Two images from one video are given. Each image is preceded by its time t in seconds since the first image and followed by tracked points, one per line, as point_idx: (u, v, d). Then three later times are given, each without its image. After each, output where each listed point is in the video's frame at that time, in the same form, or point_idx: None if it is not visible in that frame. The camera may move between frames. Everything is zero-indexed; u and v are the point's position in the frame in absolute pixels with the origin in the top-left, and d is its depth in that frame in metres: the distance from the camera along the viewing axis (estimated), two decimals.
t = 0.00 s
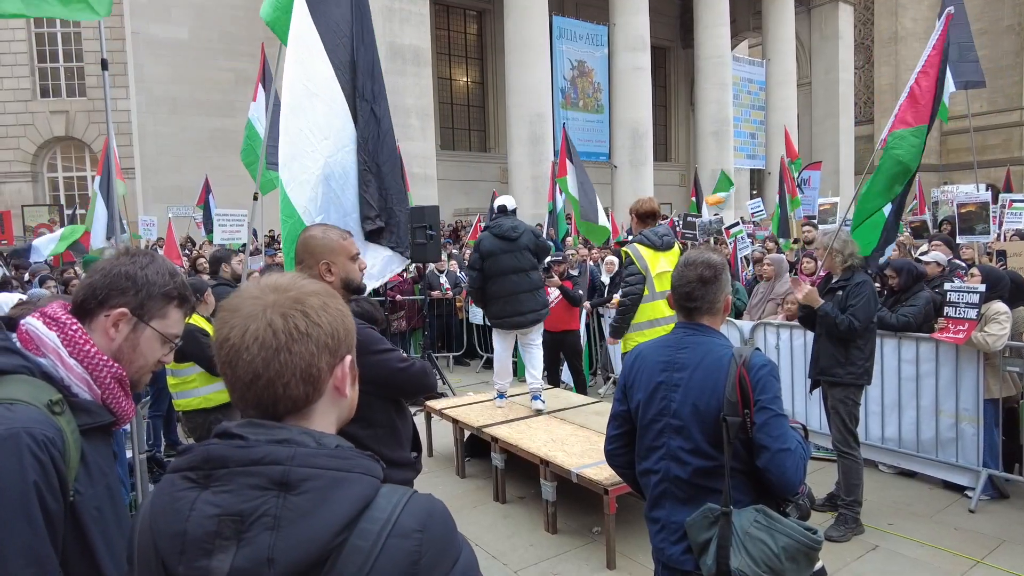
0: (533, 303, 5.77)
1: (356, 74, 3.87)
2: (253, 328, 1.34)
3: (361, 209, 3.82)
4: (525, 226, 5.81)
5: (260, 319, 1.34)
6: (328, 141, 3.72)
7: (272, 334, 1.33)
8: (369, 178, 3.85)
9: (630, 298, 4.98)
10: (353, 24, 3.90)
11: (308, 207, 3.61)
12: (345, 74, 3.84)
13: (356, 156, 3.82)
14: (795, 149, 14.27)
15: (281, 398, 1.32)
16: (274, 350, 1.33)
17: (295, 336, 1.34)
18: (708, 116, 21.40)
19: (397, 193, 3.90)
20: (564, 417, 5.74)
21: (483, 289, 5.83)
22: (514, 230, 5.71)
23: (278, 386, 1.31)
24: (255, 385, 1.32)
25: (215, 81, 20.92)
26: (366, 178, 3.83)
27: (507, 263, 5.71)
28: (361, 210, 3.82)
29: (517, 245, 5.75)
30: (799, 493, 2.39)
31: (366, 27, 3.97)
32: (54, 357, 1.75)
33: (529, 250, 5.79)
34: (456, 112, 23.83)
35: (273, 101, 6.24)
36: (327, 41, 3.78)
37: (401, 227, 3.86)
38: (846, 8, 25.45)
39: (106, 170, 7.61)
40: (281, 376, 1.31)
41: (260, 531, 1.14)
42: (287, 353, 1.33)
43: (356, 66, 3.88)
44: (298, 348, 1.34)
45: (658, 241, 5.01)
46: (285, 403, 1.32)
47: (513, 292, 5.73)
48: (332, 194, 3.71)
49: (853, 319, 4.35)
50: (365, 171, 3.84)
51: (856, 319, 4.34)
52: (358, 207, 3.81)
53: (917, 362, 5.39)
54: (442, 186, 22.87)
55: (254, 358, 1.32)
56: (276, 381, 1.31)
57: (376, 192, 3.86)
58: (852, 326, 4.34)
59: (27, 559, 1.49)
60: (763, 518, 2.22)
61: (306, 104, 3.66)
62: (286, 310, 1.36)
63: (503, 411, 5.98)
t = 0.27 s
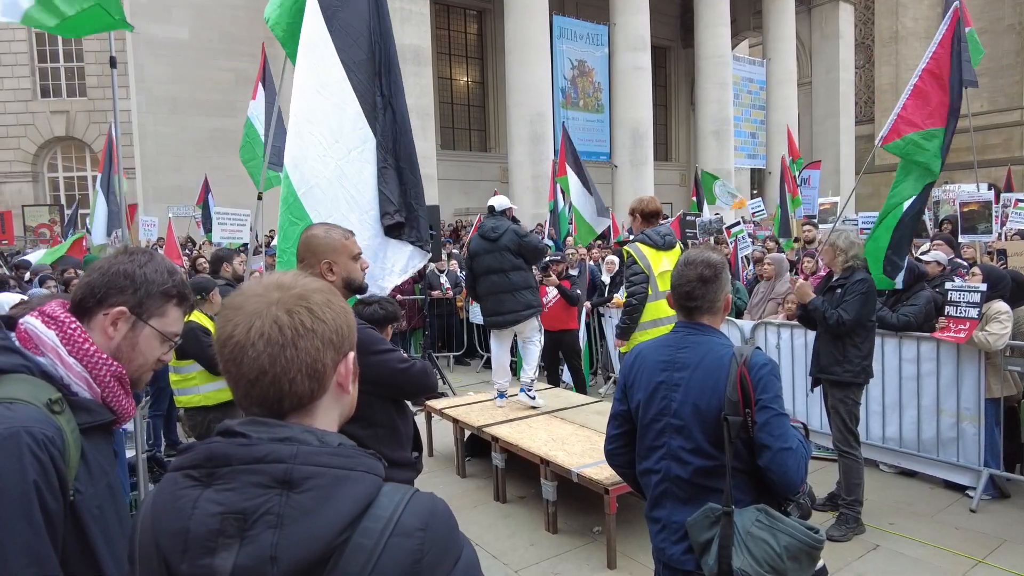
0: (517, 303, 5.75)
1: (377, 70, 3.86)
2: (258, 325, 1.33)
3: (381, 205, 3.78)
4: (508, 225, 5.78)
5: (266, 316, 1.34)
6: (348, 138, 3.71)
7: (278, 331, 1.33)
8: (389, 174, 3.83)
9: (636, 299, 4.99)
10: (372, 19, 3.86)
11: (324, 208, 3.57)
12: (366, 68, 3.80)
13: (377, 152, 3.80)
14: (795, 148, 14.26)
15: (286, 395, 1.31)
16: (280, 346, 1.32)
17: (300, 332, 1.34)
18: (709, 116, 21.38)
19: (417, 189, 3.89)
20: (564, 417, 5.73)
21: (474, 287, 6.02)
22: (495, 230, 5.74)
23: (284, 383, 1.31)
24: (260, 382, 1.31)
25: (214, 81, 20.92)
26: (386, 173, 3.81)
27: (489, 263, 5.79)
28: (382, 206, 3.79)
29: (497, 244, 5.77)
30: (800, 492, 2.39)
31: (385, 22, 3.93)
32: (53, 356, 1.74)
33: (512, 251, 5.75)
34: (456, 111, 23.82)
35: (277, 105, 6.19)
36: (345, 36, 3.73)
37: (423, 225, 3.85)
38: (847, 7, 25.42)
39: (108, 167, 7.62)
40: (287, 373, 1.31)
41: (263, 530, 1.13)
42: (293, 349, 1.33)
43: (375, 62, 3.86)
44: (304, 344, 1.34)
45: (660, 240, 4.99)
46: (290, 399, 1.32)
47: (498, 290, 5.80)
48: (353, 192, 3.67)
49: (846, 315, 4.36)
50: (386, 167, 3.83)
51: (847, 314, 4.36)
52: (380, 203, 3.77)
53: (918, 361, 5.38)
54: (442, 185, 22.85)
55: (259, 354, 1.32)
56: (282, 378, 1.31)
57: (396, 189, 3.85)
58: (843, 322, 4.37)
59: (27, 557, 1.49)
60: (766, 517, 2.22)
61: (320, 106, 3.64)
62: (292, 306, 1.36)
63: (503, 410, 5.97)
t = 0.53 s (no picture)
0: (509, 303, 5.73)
1: (381, 71, 3.86)
2: (261, 325, 1.33)
3: (384, 209, 3.76)
4: (502, 226, 5.75)
5: (268, 316, 1.34)
6: (352, 141, 3.71)
7: (281, 331, 1.33)
8: (393, 178, 3.83)
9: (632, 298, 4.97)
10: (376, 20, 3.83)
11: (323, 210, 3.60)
12: (372, 70, 3.81)
13: (382, 155, 3.80)
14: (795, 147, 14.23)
15: (289, 393, 1.31)
16: (283, 346, 1.32)
17: (304, 331, 1.34)
18: (710, 115, 21.37)
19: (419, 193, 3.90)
20: (565, 417, 5.73)
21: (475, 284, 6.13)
22: (487, 232, 5.77)
23: (287, 382, 1.31)
24: (263, 382, 1.32)
25: (215, 81, 20.93)
26: (389, 177, 3.81)
27: (484, 264, 5.83)
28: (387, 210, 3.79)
29: (489, 245, 5.81)
30: (800, 492, 2.39)
31: (390, 23, 3.91)
32: (54, 356, 1.74)
33: (501, 254, 5.74)
34: (456, 111, 23.83)
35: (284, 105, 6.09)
36: (349, 38, 3.73)
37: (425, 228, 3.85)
38: (847, 6, 25.41)
39: (111, 168, 7.55)
40: (291, 372, 1.31)
41: (265, 528, 1.13)
42: (297, 348, 1.33)
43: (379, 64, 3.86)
44: (308, 343, 1.34)
45: (659, 239, 5.01)
46: (293, 398, 1.32)
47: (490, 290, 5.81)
48: (357, 195, 3.67)
49: (839, 308, 4.36)
50: (390, 170, 3.82)
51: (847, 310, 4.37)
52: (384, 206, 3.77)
53: (919, 361, 5.38)
54: (443, 185, 22.87)
55: (262, 353, 1.32)
56: (286, 377, 1.31)
57: (400, 193, 3.85)
58: (837, 312, 4.36)
59: (28, 557, 1.49)
60: (766, 517, 2.22)
61: (328, 116, 3.70)
62: (295, 306, 1.37)
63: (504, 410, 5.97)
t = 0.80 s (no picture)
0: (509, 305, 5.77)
1: (378, 73, 3.86)
2: (262, 325, 1.33)
3: (374, 212, 3.69)
4: (502, 228, 5.71)
5: (270, 316, 1.34)
6: (347, 142, 3.67)
7: (283, 331, 1.33)
8: (384, 181, 3.77)
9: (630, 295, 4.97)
10: (375, 20, 3.86)
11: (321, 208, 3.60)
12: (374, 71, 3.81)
13: (374, 157, 3.75)
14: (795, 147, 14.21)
15: (292, 393, 1.31)
16: (285, 346, 1.32)
17: (306, 331, 1.34)
18: (710, 115, 21.37)
19: (411, 198, 3.84)
20: (565, 416, 5.73)
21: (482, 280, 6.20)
22: (488, 232, 5.76)
23: (290, 382, 1.31)
24: (265, 382, 1.31)
25: (215, 81, 20.94)
26: (381, 180, 3.75)
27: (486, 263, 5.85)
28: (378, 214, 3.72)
29: (489, 246, 5.81)
30: (802, 492, 2.39)
31: (389, 25, 3.96)
32: (54, 357, 1.74)
33: (500, 255, 5.75)
34: (457, 111, 23.83)
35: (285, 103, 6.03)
36: (352, 38, 3.77)
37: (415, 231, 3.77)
38: (848, 6, 25.40)
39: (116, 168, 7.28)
40: (293, 372, 1.31)
41: (266, 528, 1.13)
42: (298, 349, 1.33)
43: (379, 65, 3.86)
44: (309, 344, 1.34)
45: (653, 237, 5.04)
46: (296, 398, 1.32)
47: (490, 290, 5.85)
48: (346, 194, 3.62)
49: (834, 301, 4.41)
50: (382, 173, 3.77)
51: (844, 306, 4.38)
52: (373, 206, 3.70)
53: (919, 361, 5.38)
54: (443, 185, 22.88)
55: (264, 354, 1.32)
56: (288, 378, 1.31)
57: (391, 198, 3.77)
58: (832, 306, 4.41)
59: (28, 559, 1.49)
60: (767, 516, 2.21)
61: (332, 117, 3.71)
62: (296, 306, 1.37)
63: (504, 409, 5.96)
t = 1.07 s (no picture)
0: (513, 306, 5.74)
1: (368, 71, 3.88)
2: (264, 328, 1.34)
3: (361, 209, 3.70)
4: (503, 228, 5.70)
5: (272, 318, 1.34)
6: (336, 138, 3.65)
7: (285, 333, 1.33)
8: (372, 179, 3.77)
9: (630, 295, 4.93)
10: (370, 16, 3.86)
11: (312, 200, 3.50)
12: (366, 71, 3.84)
13: (363, 154, 3.74)
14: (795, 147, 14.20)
15: (294, 394, 1.32)
16: (288, 349, 1.33)
17: (309, 333, 1.35)
18: (711, 115, 21.36)
19: (398, 198, 3.84)
20: (565, 416, 5.73)
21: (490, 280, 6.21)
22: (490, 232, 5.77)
23: (293, 384, 1.32)
24: (267, 384, 1.32)
25: (216, 81, 20.94)
26: (369, 177, 3.75)
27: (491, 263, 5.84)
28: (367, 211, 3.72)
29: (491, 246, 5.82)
30: (804, 492, 2.39)
31: (382, 21, 3.95)
32: (58, 358, 1.75)
33: (501, 256, 5.75)
34: (457, 111, 23.83)
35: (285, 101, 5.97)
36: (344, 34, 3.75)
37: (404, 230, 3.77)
38: (848, 5, 25.39)
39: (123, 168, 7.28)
40: (296, 374, 1.32)
41: (269, 529, 1.14)
42: (300, 351, 1.33)
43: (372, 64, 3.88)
44: (312, 345, 1.34)
45: (652, 238, 5.03)
46: (298, 400, 1.32)
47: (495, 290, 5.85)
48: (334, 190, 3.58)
49: (836, 304, 4.40)
50: (370, 171, 3.76)
51: (843, 305, 4.39)
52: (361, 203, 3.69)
53: (920, 361, 5.38)
54: (444, 185, 22.89)
55: (266, 357, 1.32)
56: (290, 379, 1.31)
57: (378, 195, 3.78)
58: (834, 309, 4.41)
59: (32, 560, 1.49)
60: (769, 516, 2.21)
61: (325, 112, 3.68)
62: (298, 308, 1.37)
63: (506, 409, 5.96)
